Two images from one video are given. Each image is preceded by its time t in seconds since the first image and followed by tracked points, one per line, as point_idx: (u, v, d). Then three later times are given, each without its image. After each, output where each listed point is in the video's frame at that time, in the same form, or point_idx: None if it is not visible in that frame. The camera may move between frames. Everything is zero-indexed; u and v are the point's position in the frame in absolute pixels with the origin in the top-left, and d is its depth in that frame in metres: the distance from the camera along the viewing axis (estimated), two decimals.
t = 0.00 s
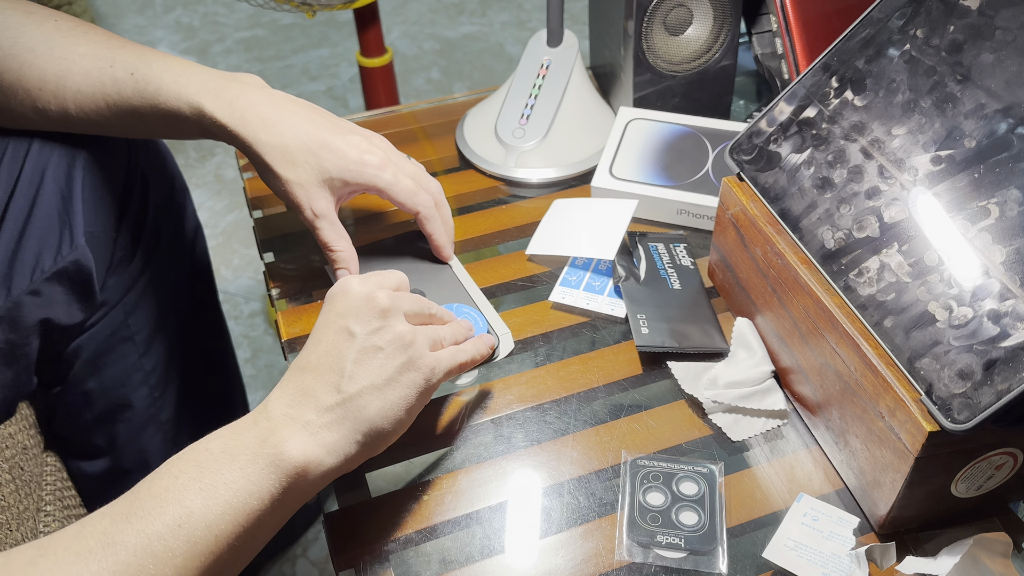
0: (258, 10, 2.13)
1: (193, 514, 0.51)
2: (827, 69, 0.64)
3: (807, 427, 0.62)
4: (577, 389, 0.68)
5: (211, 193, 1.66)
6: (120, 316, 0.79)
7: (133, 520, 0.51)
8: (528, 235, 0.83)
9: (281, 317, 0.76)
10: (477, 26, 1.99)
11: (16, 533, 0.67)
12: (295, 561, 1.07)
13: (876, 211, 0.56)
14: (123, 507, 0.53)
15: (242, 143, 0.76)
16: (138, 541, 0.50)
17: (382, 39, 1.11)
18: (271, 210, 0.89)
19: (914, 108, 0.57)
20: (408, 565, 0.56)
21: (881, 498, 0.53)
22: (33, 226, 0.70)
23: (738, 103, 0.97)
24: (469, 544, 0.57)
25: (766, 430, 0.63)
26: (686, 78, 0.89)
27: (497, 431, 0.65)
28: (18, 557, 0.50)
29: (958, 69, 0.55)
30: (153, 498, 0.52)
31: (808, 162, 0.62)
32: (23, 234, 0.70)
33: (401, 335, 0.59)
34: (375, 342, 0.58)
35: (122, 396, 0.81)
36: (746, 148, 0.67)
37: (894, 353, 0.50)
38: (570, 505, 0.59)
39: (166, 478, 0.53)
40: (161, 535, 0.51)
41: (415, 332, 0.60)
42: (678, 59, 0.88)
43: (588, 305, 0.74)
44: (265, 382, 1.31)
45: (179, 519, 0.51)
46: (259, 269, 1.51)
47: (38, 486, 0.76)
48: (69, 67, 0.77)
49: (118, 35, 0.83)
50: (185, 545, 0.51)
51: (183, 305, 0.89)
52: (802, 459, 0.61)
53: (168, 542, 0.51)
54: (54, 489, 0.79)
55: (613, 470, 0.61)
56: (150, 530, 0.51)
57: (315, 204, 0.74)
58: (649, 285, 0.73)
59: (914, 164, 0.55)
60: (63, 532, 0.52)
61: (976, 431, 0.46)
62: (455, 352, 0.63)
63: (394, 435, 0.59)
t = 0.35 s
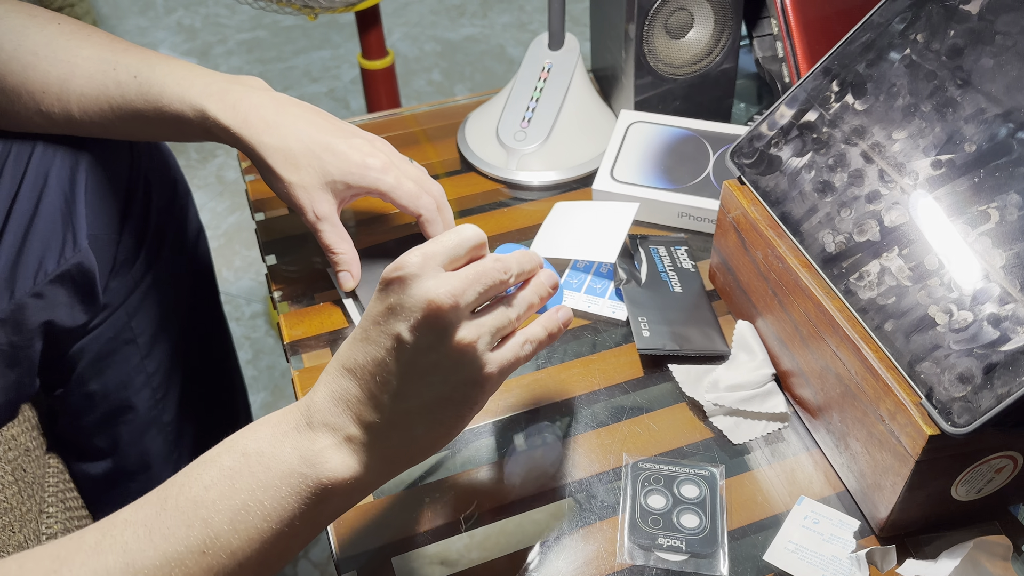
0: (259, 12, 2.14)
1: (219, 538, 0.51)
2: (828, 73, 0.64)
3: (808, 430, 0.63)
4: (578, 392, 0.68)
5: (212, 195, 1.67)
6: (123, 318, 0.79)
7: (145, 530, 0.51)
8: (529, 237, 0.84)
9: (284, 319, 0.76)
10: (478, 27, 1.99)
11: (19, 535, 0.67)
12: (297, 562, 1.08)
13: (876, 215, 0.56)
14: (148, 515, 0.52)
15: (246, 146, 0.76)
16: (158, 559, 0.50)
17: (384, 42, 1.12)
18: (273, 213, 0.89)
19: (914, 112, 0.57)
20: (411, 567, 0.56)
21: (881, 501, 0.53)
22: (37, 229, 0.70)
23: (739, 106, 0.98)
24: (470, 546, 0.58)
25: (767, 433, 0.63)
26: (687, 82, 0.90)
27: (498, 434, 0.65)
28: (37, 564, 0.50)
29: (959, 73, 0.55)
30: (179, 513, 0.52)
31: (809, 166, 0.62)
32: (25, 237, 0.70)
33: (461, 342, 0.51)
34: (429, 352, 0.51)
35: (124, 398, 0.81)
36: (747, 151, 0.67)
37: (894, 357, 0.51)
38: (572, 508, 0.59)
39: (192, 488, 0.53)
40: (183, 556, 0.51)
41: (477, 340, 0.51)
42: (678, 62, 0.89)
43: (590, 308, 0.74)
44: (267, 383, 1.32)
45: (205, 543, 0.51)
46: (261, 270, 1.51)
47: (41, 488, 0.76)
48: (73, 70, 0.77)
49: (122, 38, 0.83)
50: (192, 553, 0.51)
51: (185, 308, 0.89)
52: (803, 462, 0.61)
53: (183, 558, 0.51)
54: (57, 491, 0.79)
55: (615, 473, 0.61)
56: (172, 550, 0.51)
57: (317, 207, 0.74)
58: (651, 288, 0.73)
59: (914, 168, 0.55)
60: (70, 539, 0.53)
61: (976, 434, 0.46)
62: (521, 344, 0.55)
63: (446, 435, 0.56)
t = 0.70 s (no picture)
0: (260, 14, 2.14)
1: (194, 524, 0.51)
2: (829, 76, 0.64)
3: (809, 432, 0.62)
4: (579, 394, 0.68)
5: (213, 197, 1.67)
6: (124, 320, 0.79)
7: (140, 531, 0.51)
8: (530, 239, 0.84)
9: (284, 321, 0.76)
10: (479, 29, 1.99)
11: (19, 536, 0.67)
12: (297, 564, 1.07)
13: (877, 218, 0.56)
14: (122, 515, 0.53)
15: (247, 148, 0.76)
16: (137, 551, 0.50)
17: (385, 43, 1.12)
18: (274, 214, 0.89)
19: (916, 114, 0.57)
20: (411, 570, 0.56)
21: (883, 504, 0.53)
22: (37, 231, 0.70)
23: (739, 108, 0.98)
24: (470, 548, 0.57)
25: (768, 435, 0.63)
26: (688, 83, 0.90)
27: (499, 436, 0.65)
28: (18, 564, 0.50)
29: (960, 76, 0.55)
30: (153, 506, 0.52)
31: (810, 168, 0.62)
32: (26, 239, 0.70)
33: (412, 348, 0.59)
34: (386, 355, 0.58)
35: (125, 399, 0.81)
36: (748, 154, 0.67)
37: (896, 360, 0.50)
38: (572, 511, 0.59)
39: (167, 487, 0.53)
40: (161, 544, 0.51)
41: (425, 347, 0.59)
42: (679, 64, 0.88)
43: (590, 310, 0.74)
44: (268, 385, 1.32)
45: (180, 529, 0.51)
46: (261, 272, 1.51)
47: (41, 489, 0.76)
48: (75, 71, 0.77)
49: (123, 39, 0.83)
50: (184, 553, 0.51)
51: (186, 310, 0.89)
52: (803, 464, 0.61)
53: (168, 551, 0.51)
54: (57, 493, 0.79)
55: (615, 475, 0.61)
56: (150, 540, 0.51)
57: (319, 209, 0.74)
58: (652, 290, 0.73)
59: (915, 171, 0.55)
60: (68, 538, 0.53)
61: (977, 438, 0.46)
62: (468, 365, 0.62)
63: (399, 448, 0.59)
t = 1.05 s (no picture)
0: (260, 14, 2.13)
1: (210, 526, 0.51)
2: (830, 75, 0.63)
3: (809, 433, 0.62)
4: (578, 395, 0.68)
5: (212, 197, 1.66)
6: (122, 321, 0.79)
7: (144, 529, 0.51)
8: (529, 239, 0.83)
9: (284, 321, 0.76)
10: (479, 29, 1.99)
11: (18, 537, 0.67)
12: (296, 565, 1.07)
13: (878, 218, 0.56)
14: (139, 509, 0.53)
15: (247, 147, 0.76)
16: (151, 553, 0.50)
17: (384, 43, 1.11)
18: (273, 214, 0.89)
19: (916, 114, 0.56)
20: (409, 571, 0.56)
21: (883, 505, 0.53)
22: (36, 231, 0.70)
23: (739, 108, 0.98)
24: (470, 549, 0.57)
25: (768, 436, 0.63)
26: (688, 83, 0.89)
27: (498, 437, 0.65)
28: (28, 561, 0.50)
29: (961, 75, 0.55)
30: (169, 505, 0.52)
31: (810, 168, 0.62)
32: (24, 239, 0.70)
33: (442, 326, 0.52)
34: (411, 339, 0.52)
35: (123, 400, 0.81)
36: (748, 153, 0.67)
37: (896, 360, 0.50)
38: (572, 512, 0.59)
39: (184, 480, 0.53)
40: (174, 547, 0.51)
41: (456, 324, 0.53)
42: (679, 64, 0.88)
43: (590, 310, 0.74)
44: (267, 385, 1.32)
45: (195, 532, 0.51)
46: (260, 272, 1.51)
47: (39, 490, 0.76)
48: (74, 71, 0.77)
49: (122, 39, 0.83)
50: (184, 554, 0.51)
51: (185, 310, 0.89)
52: (804, 465, 0.61)
53: (168, 552, 0.51)
54: (55, 493, 0.79)
55: (615, 476, 0.61)
56: (164, 541, 0.51)
57: (318, 209, 0.73)
58: (651, 290, 0.73)
59: (916, 171, 0.55)
60: (67, 536, 0.52)
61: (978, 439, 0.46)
62: (507, 329, 0.56)
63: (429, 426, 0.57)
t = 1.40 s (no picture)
0: (260, 13, 2.13)
1: (193, 518, 0.51)
2: (830, 74, 0.63)
3: (810, 432, 0.62)
4: (579, 394, 0.68)
5: (212, 196, 1.66)
6: (123, 320, 0.79)
7: (142, 525, 0.51)
8: (530, 239, 0.83)
9: (284, 320, 0.76)
10: (479, 29, 1.99)
11: (18, 536, 0.67)
12: (296, 564, 1.07)
13: (879, 217, 0.56)
14: (120, 510, 0.53)
15: (247, 146, 0.76)
16: (135, 546, 0.50)
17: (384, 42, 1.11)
18: (274, 214, 0.89)
19: (918, 113, 0.56)
20: (410, 571, 0.56)
21: (884, 504, 0.53)
22: (36, 230, 0.70)
23: (740, 107, 0.98)
24: (470, 548, 0.57)
25: (769, 435, 0.63)
26: (689, 82, 0.89)
27: (499, 436, 0.65)
28: (15, 561, 0.50)
29: (962, 74, 0.55)
30: (151, 501, 0.52)
31: (811, 167, 0.62)
32: (25, 239, 0.70)
33: (411, 341, 0.58)
34: (384, 347, 0.57)
35: (124, 400, 0.81)
36: (749, 152, 0.67)
37: (898, 359, 0.50)
38: (572, 510, 0.59)
39: (164, 481, 0.53)
40: (159, 538, 0.51)
41: (423, 341, 0.59)
42: (680, 63, 0.88)
43: (590, 309, 0.74)
44: (267, 385, 1.32)
45: (178, 522, 0.51)
46: (260, 272, 1.51)
47: (39, 490, 0.75)
48: (74, 70, 0.77)
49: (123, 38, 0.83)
50: (184, 551, 0.51)
51: (185, 309, 0.89)
52: (805, 464, 0.61)
53: (166, 548, 0.51)
54: (55, 493, 0.78)
55: (616, 475, 0.61)
56: (149, 534, 0.51)
57: (320, 208, 0.74)
58: (652, 289, 0.73)
59: (917, 169, 0.55)
60: (67, 534, 0.52)
61: (979, 438, 0.46)
62: (469, 361, 0.61)
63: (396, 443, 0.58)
